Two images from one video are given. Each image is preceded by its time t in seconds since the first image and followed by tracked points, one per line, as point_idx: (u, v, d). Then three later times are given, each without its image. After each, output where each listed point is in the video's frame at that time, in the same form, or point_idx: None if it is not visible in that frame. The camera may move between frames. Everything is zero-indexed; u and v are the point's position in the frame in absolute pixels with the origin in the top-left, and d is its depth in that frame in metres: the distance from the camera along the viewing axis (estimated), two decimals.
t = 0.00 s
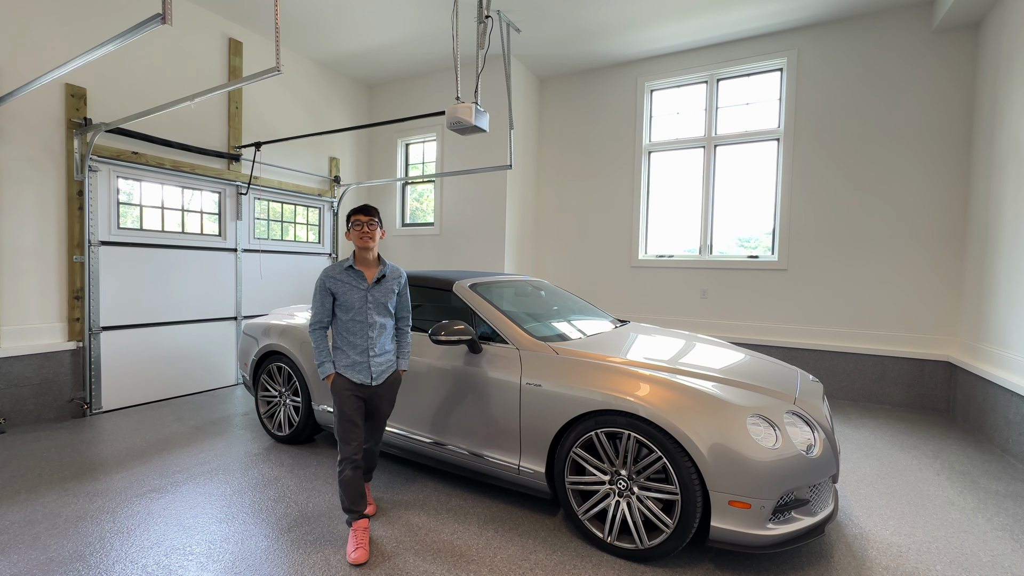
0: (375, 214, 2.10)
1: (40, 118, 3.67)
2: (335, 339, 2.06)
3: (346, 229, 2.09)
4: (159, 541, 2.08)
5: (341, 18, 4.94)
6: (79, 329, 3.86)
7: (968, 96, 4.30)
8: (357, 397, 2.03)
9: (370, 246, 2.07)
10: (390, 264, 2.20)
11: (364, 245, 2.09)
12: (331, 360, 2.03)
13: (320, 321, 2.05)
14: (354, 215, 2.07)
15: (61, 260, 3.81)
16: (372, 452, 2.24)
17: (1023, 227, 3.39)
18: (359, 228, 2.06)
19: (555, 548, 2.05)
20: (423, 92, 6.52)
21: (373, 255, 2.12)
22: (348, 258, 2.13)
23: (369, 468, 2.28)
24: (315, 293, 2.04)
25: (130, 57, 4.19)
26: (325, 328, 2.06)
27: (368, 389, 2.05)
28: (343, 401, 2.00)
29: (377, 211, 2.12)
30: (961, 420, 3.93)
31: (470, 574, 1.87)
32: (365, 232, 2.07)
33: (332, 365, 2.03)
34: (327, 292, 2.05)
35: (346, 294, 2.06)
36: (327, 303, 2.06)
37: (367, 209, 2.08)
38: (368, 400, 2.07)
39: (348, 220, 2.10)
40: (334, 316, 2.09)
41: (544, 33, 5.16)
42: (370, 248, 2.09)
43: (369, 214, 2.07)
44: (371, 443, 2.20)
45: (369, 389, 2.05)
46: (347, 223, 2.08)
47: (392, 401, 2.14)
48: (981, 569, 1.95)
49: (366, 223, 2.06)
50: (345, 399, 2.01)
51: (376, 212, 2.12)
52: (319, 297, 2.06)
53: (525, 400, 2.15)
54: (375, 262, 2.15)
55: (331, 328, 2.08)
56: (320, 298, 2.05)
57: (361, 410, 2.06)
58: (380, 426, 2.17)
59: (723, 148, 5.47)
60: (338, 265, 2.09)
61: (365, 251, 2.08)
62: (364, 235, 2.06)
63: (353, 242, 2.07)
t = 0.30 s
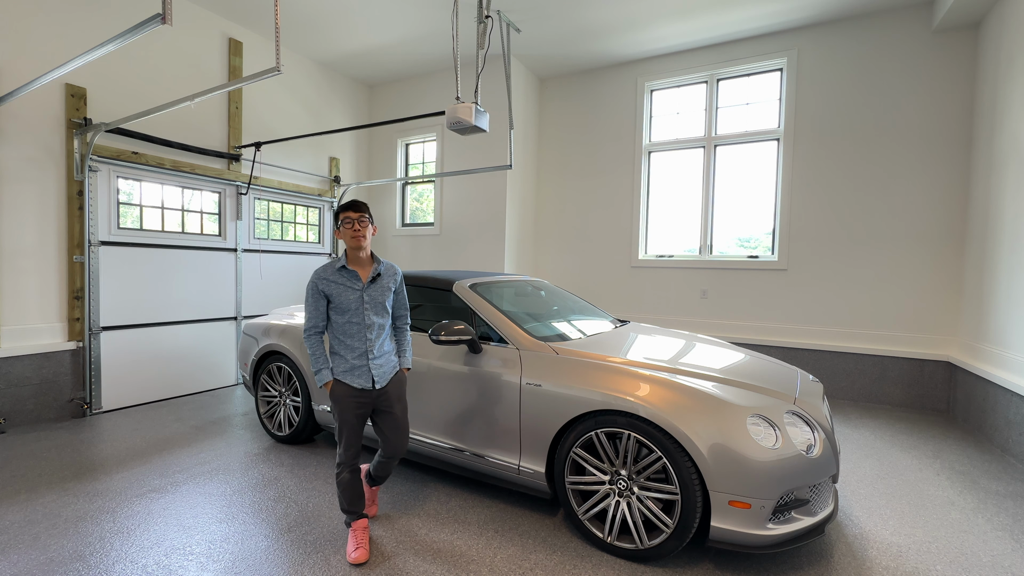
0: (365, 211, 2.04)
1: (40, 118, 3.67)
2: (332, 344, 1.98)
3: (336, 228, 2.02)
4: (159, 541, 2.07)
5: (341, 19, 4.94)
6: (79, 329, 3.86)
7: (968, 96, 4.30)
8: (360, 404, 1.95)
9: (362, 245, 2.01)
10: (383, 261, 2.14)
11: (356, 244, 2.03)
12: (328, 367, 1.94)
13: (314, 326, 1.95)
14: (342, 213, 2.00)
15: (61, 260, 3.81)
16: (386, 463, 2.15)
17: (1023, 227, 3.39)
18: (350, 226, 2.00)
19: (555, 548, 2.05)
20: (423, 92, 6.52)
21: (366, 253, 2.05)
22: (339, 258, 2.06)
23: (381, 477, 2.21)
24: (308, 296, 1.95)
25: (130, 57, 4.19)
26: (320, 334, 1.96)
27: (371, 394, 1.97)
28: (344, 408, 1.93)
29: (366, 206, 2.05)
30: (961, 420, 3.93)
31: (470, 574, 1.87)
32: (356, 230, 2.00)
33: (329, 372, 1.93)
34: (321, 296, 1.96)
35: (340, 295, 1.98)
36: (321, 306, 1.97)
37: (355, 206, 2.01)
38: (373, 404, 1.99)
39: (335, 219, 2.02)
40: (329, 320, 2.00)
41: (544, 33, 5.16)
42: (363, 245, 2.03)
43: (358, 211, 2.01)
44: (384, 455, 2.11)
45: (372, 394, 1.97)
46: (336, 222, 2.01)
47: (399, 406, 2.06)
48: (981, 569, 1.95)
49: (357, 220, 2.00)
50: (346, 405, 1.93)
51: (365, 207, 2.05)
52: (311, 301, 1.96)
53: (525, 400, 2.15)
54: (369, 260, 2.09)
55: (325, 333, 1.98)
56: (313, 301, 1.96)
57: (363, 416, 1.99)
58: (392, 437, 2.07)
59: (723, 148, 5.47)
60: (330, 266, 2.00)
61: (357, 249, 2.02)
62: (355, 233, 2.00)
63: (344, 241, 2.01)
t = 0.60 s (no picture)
0: (364, 209, 1.99)
1: (40, 118, 3.67)
2: (331, 345, 1.97)
3: (335, 226, 2.00)
4: (159, 541, 2.08)
5: (341, 19, 4.94)
6: (79, 329, 3.86)
7: (968, 96, 4.30)
8: (358, 407, 1.92)
9: (360, 245, 1.98)
10: (384, 259, 2.10)
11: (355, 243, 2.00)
12: (327, 369, 1.94)
13: (314, 327, 1.96)
14: (341, 210, 1.96)
15: (61, 260, 3.81)
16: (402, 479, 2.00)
17: (1023, 227, 3.39)
18: (348, 225, 1.97)
19: (555, 548, 2.05)
20: (423, 92, 6.53)
21: (365, 252, 2.03)
22: (338, 258, 2.04)
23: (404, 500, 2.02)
24: (307, 298, 1.96)
25: (130, 57, 4.19)
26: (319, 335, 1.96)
27: (371, 397, 1.94)
28: (343, 410, 1.92)
29: (367, 204, 2.01)
30: (962, 420, 3.93)
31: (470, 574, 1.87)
32: (355, 230, 1.98)
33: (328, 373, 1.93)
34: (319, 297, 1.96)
35: (339, 296, 1.96)
36: (320, 308, 1.97)
37: (354, 204, 1.97)
38: (373, 407, 1.96)
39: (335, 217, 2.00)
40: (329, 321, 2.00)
41: (544, 33, 5.16)
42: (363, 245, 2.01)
43: (358, 210, 1.97)
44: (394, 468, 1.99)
45: (371, 396, 1.94)
46: (335, 220, 1.98)
47: (399, 409, 1.99)
48: (981, 569, 1.95)
49: (355, 219, 1.96)
50: (345, 408, 1.92)
51: (365, 205, 2.00)
52: (311, 303, 1.96)
53: (525, 400, 2.15)
54: (368, 259, 2.06)
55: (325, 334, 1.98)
56: (313, 303, 1.97)
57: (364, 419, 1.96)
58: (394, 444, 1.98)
59: (723, 148, 5.47)
60: (329, 267, 1.99)
61: (356, 249, 2.00)
62: (353, 233, 1.97)
63: (343, 240, 1.99)
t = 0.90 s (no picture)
0: (379, 208, 1.90)
1: (40, 118, 3.67)
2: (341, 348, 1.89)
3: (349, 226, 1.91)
4: (159, 541, 2.07)
5: (341, 18, 4.94)
6: (79, 329, 3.86)
7: (968, 96, 4.30)
8: (362, 412, 1.83)
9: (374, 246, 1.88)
10: (399, 261, 1.98)
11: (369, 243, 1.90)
12: (334, 372, 1.87)
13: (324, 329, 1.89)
14: (356, 210, 1.88)
15: (61, 260, 3.81)
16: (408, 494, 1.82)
17: (1023, 226, 3.39)
18: (362, 225, 1.87)
19: (555, 548, 2.05)
20: (423, 92, 6.52)
21: (379, 254, 1.92)
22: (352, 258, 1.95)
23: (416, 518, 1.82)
24: (318, 299, 1.89)
25: (130, 57, 4.19)
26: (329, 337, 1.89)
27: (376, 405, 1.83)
28: (348, 415, 1.84)
29: (382, 204, 1.92)
30: (961, 420, 3.93)
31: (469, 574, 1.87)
32: (369, 229, 1.88)
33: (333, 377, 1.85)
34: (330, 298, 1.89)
35: (349, 298, 1.87)
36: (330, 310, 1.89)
37: (370, 203, 1.89)
38: (378, 415, 1.85)
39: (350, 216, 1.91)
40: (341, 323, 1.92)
41: (543, 33, 5.17)
42: (377, 246, 1.90)
43: (372, 209, 1.88)
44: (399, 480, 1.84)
45: (377, 404, 1.84)
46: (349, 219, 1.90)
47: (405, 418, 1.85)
48: (981, 569, 1.95)
49: (369, 218, 1.87)
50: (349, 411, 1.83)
51: (381, 205, 1.92)
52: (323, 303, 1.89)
53: (525, 399, 2.15)
54: (383, 261, 1.95)
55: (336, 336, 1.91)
56: (323, 304, 1.89)
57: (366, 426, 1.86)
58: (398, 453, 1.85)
59: (723, 148, 5.48)
60: (342, 268, 1.91)
61: (369, 250, 1.89)
62: (367, 232, 1.88)
63: (357, 240, 1.90)
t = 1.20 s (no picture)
0: (411, 207, 1.81)
1: (40, 118, 3.67)
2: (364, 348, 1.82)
3: (379, 224, 1.82)
4: (159, 541, 2.07)
5: (341, 18, 4.94)
6: (78, 329, 3.86)
7: (968, 96, 4.30)
8: (380, 417, 1.75)
9: (405, 246, 1.79)
10: (428, 262, 1.89)
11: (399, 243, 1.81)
12: (355, 372, 1.80)
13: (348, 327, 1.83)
14: (387, 208, 1.79)
15: (61, 260, 3.81)
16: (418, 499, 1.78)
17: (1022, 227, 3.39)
18: (393, 223, 1.78)
19: (555, 548, 2.05)
20: (423, 92, 6.53)
21: (408, 253, 1.83)
22: (381, 257, 1.86)
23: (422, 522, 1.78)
24: (344, 295, 1.82)
25: (130, 57, 4.19)
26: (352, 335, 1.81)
27: (395, 409, 1.75)
28: (364, 419, 1.76)
29: (413, 202, 1.82)
30: (961, 420, 3.93)
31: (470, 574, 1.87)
32: (399, 228, 1.79)
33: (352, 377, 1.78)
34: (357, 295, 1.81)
35: (375, 296, 1.80)
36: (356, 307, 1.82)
37: (401, 201, 1.79)
38: (395, 421, 1.76)
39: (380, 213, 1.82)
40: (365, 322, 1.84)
41: (543, 33, 5.17)
42: (407, 246, 1.81)
43: (403, 207, 1.78)
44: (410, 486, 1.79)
45: (395, 408, 1.75)
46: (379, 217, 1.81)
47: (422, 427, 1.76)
48: (981, 569, 1.95)
49: (401, 217, 1.78)
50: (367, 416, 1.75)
51: (412, 203, 1.82)
52: (348, 301, 1.82)
53: (525, 399, 2.15)
54: (411, 261, 1.86)
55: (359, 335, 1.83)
56: (348, 301, 1.82)
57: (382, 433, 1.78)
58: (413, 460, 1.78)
59: (723, 148, 5.48)
60: (371, 265, 1.83)
61: (399, 250, 1.80)
62: (397, 231, 1.78)
63: (386, 239, 1.81)
